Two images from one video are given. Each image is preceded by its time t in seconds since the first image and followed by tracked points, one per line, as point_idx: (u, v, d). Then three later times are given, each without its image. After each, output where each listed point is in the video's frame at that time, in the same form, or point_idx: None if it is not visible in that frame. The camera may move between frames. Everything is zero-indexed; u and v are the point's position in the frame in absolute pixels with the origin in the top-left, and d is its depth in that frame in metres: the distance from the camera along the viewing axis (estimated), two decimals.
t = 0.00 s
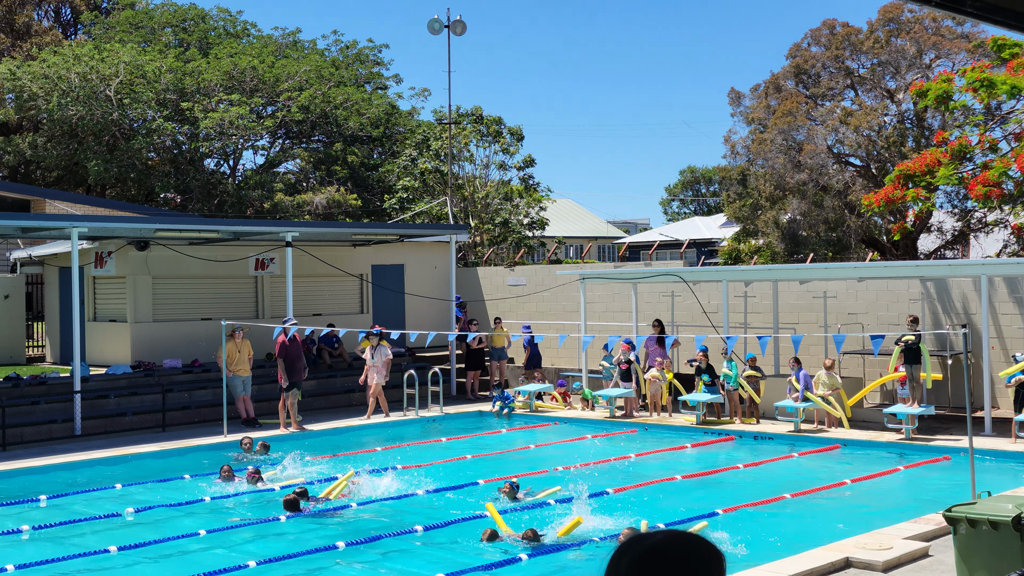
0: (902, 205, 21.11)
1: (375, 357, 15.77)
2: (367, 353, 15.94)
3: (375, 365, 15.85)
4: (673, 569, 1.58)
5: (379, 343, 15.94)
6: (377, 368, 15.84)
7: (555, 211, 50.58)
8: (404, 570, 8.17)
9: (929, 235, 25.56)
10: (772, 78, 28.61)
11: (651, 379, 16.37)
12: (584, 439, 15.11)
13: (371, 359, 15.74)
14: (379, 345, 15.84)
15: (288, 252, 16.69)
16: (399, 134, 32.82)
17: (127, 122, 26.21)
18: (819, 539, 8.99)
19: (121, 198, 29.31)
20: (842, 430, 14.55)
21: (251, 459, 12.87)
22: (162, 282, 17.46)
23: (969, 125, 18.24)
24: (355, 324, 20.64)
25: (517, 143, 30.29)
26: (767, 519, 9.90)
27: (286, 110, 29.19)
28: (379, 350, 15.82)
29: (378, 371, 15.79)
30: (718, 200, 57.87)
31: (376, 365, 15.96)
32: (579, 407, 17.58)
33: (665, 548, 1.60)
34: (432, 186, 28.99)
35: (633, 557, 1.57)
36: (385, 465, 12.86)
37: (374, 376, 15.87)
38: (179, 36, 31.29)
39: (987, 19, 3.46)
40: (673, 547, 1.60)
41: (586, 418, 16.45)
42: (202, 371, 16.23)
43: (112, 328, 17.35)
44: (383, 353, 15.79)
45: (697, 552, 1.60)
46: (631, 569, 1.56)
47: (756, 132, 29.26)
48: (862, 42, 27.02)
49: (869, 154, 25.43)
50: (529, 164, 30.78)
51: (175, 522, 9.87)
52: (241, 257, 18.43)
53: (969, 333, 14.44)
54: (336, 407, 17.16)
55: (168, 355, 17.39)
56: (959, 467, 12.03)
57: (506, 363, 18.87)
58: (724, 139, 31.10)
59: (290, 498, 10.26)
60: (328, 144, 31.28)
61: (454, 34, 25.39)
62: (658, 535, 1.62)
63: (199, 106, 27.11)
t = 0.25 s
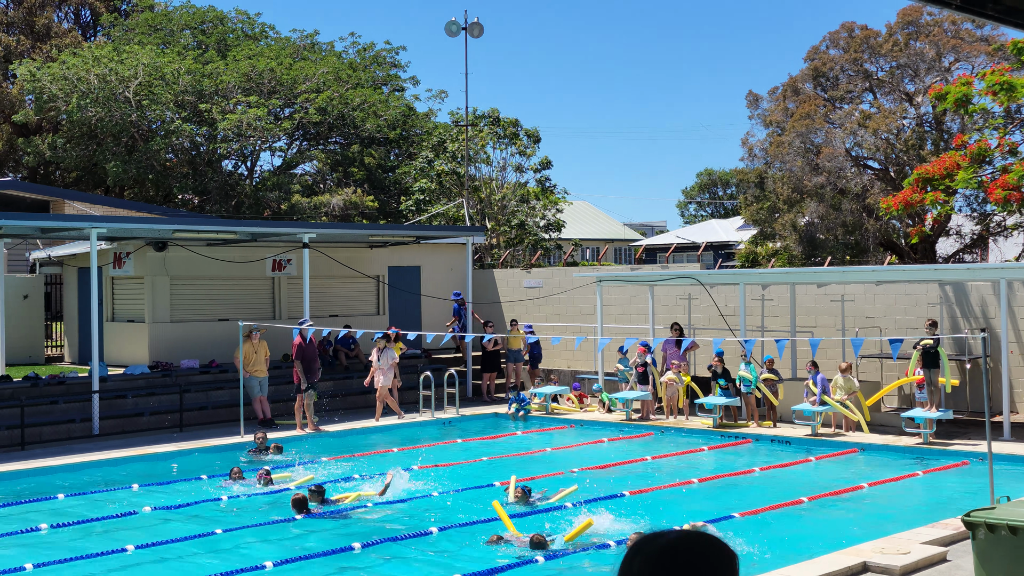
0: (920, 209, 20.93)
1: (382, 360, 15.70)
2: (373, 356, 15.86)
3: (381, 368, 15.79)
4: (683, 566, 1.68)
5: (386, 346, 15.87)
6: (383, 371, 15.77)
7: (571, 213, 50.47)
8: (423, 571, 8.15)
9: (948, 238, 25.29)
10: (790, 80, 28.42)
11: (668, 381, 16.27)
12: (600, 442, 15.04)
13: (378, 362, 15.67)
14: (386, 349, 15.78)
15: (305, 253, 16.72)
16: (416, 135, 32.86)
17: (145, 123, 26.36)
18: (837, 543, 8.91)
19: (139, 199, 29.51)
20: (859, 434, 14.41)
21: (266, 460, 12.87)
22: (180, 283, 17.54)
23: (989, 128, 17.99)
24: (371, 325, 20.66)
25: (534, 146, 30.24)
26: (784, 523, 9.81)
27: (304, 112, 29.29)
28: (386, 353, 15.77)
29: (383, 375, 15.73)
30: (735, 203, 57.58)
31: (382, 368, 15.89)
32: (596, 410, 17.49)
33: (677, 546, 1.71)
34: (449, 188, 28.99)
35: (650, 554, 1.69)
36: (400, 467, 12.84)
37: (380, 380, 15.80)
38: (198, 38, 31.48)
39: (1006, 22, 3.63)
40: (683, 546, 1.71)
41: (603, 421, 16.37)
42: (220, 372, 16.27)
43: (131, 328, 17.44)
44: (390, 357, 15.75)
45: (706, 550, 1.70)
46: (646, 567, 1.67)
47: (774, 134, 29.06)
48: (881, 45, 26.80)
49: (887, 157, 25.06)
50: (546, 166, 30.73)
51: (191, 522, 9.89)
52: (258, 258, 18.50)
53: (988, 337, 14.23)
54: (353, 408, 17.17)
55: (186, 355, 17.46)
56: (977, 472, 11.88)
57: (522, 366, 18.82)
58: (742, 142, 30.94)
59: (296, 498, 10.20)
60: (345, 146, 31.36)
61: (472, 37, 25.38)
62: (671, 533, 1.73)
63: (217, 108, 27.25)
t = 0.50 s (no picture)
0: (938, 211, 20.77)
1: (385, 359, 15.47)
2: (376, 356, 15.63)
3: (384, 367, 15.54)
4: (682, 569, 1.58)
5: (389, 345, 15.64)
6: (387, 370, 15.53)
7: (588, 213, 50.34)
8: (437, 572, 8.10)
9: (967, 241, 25.03)
10: (808, 81, 28.20)
11: (684, 383, 16.15)
12: (616, 443, 14.94)
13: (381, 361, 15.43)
14: (389, 348, 15.53)
15: (322, 253, 16.73)
16: (433, 136, 32.88)
17: (164, 123, 26.52)
18: (855, 546, 8.78)
19: (158, 198, 29.66)
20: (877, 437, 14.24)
21: (280, 459, 12.82)
22: (198, 282, 17.60)
23: (1010, 130, 17.79)
24: (388, 325, 20.66)
25: (551, 146, 30.17)
26: (802, 525, 9.69)
27: (322, 112, 29.38)
28: (389, 353, 15.52)
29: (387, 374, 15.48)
30: (753, 204, 57.28)
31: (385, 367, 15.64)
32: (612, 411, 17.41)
33: (677, 549, 1.62)
34: (466, 189, 28.96)
35: (648, 556, 1.60)
36: (415, 467, 12.81)
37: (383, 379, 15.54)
38: (217, 39, 31.64)
39: None
40: (683, 548, 1.62)
41: (619, 422, 16.27)
42: (237, 371, 16.30)
43: (148, 327, 17.52)
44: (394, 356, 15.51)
45: (708, 554, 1.61)
46: (646, 566, 1.58)
47: (792, 135, 28.85)
48: (900, 46, 26.58)
49: (906, 159, 24.89)
50: (563, 167, 30.65)
51: (207, 520, 9.89)
52: (276, 258, 18.55)
53: (1008, 339, 14.02)
54: (368, 408, 17.16)
55: (203, 354, 17.52)
56: (995, 476, 11.71)
57: (538, 366, 18.77)
58: (759, 143, 30.74)
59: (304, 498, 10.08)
60: (362, 146, 31.42)
61: (489, 37, 25.34)
62: (671, 536, 1.64)
63: (235, 108, 27.38)
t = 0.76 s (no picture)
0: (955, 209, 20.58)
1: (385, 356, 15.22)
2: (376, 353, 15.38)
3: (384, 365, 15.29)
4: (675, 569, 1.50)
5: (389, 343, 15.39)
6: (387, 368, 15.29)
7: (602, 210, 50.22)
8: (449, 569, 8.08)
9: (983, 238, 24.81)
10: (823, 78, 28.00)
11: (699, 380, 16.05)
12: (630, 441, 14.88)
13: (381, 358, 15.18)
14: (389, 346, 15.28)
15: (337, 250, 16.73)
16: (448, 133, 32.87)
17: (179, 120, 26.62)
18: (870, 544, 8.69)
19: (173, 194, 29.79)
20: (892, 435, 14.12)
21: (292, 456, 12.81)
22: (213, 279, 17.66)
23: None
24: (402, 322, 20.67)
25: (565, 143, 30.10)
26: (817, 524, 9.60)
27: (337, 109, 29.44)
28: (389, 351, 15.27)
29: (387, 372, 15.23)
30: (768, 202, 56.99)
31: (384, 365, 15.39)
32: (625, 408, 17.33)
33: (670, 550, 1.54)
34: (480, 186, 28.93)
35: (638, 558, 1.51)
36: (429, 464, 12.80)
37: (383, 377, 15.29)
38: (232, 35, 31.74)
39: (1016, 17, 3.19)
40: (675, 550, 1.53)
41: (632, 419, 16.19)
42: (251, 367, 16.33)
43: (164, 323, 17.59)
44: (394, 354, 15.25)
45: (701, 558, 1.52)
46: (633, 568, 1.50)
47: (807, 133, 28.64)
48: (916, 43, 26.39)
49: (922, 156, 24.76)
50: (577, 164, 30.57)
51: (222, 516, 9.90)
52: (290, 254, 18.59)
53: None
54: (383, 404, 17.17)
55: (218, 350, 17.58)
56: (1011, 475, 11.59)
57: (552, 363, 18.73)
58: (775, 140, 30.56)
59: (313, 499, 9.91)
60: (376, 143, 31.45)
61: (504, 34, 25.29)
62: (661, 538, 1.57)
63: (250, 105, 27.47)
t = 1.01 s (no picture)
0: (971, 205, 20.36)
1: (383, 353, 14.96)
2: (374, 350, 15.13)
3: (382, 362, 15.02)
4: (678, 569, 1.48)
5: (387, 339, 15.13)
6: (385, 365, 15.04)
7: (617, 206, 50.06)
8: (461, 564, 8.06)
9: (1001, 234, 24.55)
10: (839, 74, 27.75)
11: (712, 377, 15.94)
12: (643, 437, 14.80)
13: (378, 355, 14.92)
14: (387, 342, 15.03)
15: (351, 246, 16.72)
16: (462, 128, 32.84)
17: (195, 116, 26.71)
18: (885, 542, 8.60)
19: (189, 190, 29.90)
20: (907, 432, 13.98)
21: (304, 451, 12.79)
22: (228, 274, 17.69)
23: None
24: (416, 318, 20.66)
25: (580, 139, 30.00)
26: (831, 521, 9.50)
27: (351, 104, 29.45)
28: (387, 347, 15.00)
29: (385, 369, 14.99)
30: (784, 197, 56.65)
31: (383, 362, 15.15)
32: (639, 404, 17.25)
33: (673, 554, 1.53)
34: (494, 181, 28.88)
35: (640, 562, 1.50)
36: (442, 460, 12.77)
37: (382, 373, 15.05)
38: (247, 31, 31.79)
39: None
40: (675, 554, 1.52)
41: (646, 415, 16.09)
42: (266, 363, 16.35)
43: (179, 319, 17.65)
44: (390, 350, 14.97)
45: (702, 564, 1.49)
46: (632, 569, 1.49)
47: (823, 129, 28.41)
48: (932, 38, 26.19)
49: (938, 152, 24.54)
50: (592, 159, 30.46)
51: (235, 511, 9.90)
52: (304, 250, 18.61)
53: None
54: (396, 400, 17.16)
55: (233, 346, 17.63)
56: None
57: (565, 359, 18.67)
58: (791, 135, 30.34)
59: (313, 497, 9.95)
60: (391, 138, 31.45)
61: (518, 29, 25.20)
62: (661, 542, 1.55)
63: (265, 100, 27.53)
